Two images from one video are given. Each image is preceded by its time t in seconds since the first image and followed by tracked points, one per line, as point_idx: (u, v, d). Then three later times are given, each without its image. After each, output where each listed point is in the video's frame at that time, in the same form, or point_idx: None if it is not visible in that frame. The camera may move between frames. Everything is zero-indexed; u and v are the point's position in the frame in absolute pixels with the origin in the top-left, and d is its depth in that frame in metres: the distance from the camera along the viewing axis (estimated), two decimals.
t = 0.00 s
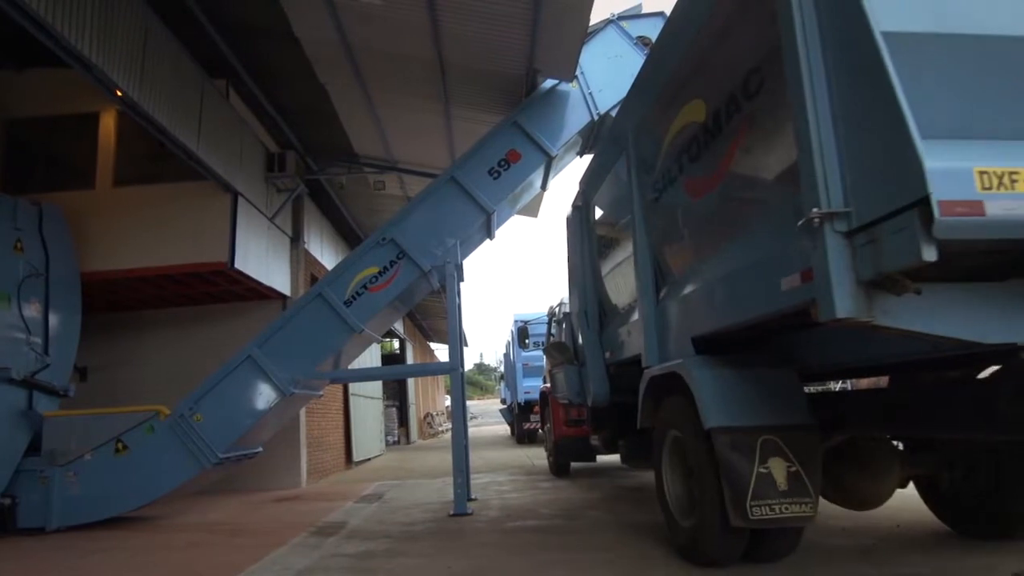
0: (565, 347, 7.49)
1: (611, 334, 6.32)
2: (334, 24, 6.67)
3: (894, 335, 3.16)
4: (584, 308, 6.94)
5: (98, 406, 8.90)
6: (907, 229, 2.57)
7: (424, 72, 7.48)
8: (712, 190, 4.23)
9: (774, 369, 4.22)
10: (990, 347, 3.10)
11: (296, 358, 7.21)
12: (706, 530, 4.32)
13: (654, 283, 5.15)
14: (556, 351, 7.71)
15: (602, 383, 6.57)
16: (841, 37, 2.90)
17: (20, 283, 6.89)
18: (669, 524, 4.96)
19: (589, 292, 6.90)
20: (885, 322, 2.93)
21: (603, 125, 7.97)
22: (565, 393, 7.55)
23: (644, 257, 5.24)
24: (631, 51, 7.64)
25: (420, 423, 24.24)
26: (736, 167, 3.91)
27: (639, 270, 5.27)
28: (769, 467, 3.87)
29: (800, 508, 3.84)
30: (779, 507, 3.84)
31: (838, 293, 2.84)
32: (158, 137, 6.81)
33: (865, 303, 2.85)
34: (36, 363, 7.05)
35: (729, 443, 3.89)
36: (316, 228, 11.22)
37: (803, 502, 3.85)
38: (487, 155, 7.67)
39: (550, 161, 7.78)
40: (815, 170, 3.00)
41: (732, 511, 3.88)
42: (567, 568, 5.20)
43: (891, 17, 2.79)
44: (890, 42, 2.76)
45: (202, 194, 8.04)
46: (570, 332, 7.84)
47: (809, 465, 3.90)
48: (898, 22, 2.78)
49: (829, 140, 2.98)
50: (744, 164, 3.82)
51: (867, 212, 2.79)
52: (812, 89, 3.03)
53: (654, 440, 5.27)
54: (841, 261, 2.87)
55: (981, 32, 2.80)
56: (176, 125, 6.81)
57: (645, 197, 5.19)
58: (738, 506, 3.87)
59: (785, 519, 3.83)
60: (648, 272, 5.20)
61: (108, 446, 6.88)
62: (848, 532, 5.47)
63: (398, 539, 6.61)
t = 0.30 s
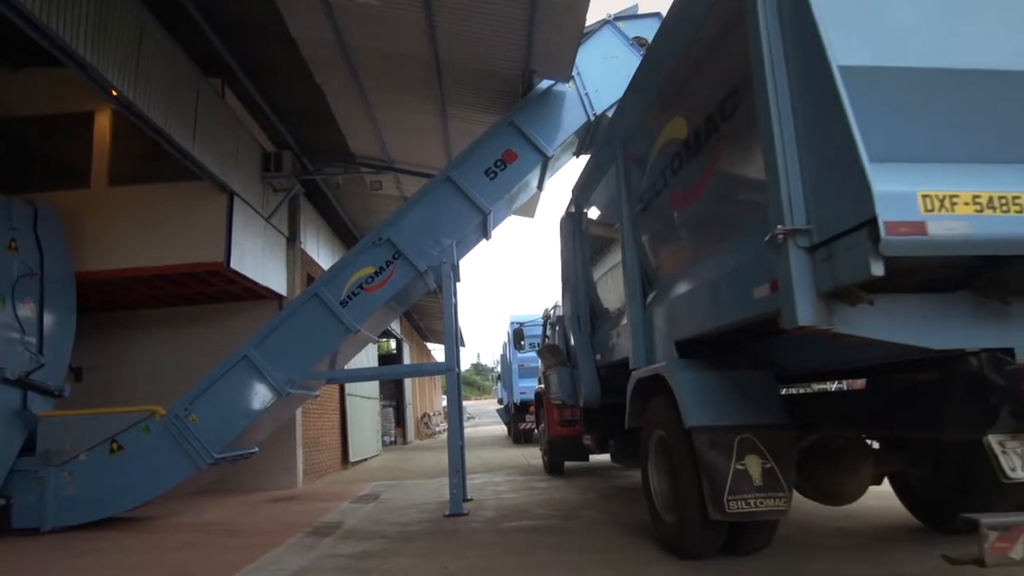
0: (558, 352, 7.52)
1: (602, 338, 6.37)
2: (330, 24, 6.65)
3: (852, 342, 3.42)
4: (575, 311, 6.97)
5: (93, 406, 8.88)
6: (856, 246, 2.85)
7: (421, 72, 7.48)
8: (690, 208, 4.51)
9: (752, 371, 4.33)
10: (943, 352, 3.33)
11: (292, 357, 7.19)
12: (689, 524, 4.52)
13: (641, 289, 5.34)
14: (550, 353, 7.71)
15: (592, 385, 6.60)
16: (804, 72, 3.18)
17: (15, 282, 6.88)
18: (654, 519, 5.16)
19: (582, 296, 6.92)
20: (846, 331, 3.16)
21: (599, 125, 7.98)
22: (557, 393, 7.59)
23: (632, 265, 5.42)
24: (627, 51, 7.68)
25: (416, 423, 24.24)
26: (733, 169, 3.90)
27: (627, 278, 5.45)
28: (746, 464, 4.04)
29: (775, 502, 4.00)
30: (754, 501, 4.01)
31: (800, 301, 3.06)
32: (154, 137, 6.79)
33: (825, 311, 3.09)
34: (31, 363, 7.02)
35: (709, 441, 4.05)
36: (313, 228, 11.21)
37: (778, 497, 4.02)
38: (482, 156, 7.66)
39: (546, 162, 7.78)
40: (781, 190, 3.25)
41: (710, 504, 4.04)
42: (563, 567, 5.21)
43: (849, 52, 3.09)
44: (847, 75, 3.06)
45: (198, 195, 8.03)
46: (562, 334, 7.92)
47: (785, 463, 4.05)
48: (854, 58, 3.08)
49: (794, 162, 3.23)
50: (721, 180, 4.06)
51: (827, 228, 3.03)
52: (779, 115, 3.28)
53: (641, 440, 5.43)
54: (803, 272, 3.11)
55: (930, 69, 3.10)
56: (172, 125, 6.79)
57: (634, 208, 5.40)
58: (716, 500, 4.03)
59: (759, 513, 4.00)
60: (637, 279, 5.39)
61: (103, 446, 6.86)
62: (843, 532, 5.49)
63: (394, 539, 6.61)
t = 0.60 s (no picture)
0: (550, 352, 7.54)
1: (594, 340, 6.41)
2: (327, 24, 6.65)
3: (816, 348, 3.64)
4: (569, 313, 6.97)
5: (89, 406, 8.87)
6: (816, 260, 3.09)
7: (419, 71, 7.47)
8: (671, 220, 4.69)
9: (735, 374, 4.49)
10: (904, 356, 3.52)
11: (289, 357, 7.18)
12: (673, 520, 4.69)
13: (630, 294, 5.48)
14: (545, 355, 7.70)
15: (584, 384, 6.66)
16: (772, 102, 3.44)
17: (12, 282, 6.87)
18: (640, 513, 5.32)
19: (576, 298, 6.93)
20: (812, 338, 3.39)
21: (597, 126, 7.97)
22: (552, 394, 7.59)
23: (621, 271, 5.57)
24: (625, 52, 7.69)
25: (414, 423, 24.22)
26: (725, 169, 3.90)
27: (617, 285, 5.61)
28: (725, 461, 4.24)
29: (752, 498, 4.21)
30: (733, 496, 4.22)
31: (767, 312, 3.31)
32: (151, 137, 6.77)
33: (791, 319, 3.33)
34: (27, 363, 7.01)
35: (691, 440, 4.25)
36: (310, 228, 11.20)
37: (756, 493, 4.22)
38: (478, 156, 7.66)
39: (543, 162, 7.78)
40: (752, 208, 3.49)
41: (692, 500, 4.23)
42: (561, 567, 5.21)
43: (811, 80, 3.32)
44: (811, 103, 3.29)
45: (196, 195, 8.01)
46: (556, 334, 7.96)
47: (761, 460, 4.27)
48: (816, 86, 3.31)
49: (764, 179, 3.47)
50: (705, 190, 4.17)
51: (793, 242, 3.27)
52: (750, 136, 3.51)
53: (630, 439, 5.54)
54: (772, 285, 3.35)
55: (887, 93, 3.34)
56: (169, 125, 6.78)
57: (623, 215, 5.52)
58: (698, 496, 4.21)
59: (738, 508, 4.20)
60: (626, 284, 5.55)
61: (99, 447, 6.85)
62: (839, 532, 5.51)
63: (390, 539, 6.61)
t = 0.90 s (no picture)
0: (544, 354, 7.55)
1: (588, 342, 6.44)
2: (325, 24, 6.64)
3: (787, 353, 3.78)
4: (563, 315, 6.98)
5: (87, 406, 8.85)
6: (787, 273, 3.26)
7: (417, 71, 7.47)
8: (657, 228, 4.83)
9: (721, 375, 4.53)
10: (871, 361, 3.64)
11: (288, 357, 7.17)
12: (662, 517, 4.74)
13: (621, 299, 5.58)
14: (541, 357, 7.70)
15: (578, 384, 6.70)
16: (748, 123, 3.60)
17: (9, 281, 6.86)
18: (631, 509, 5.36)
19: (570, 299, 6.94)
20: (784, 344, 3.52)
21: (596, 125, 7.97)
22: (548, 394, 7.61)
23: (612, 277, 5.66)
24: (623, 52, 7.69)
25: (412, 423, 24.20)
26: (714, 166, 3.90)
27: (608, 292, 5.70)
28: (709, 459, 4.29)
29: (734, 494, 4.26)
30: (716, 492, 4.27)
31: (743, 317, 3.48)
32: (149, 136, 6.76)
33: (764, 326, 3.48)
34: (25, 362, 7.00)
35: (676, 440, 4.31)
36: (309, 228, 11.19)
37: (738, 490, 4.27)
38: (475, 157, 7.66)
39: (541, 161, 7.78)
40: (728, 221, 3.65)
41: (677, 496, 4.28)
42: (560, 566, 5.21)
43: (783, 104, 3.50)
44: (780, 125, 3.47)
45: (193, 195, 8.00)
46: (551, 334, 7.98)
47: (743, 458, 4.32)
48: (785, 109, 3.49)
49: (739, 197, 3.64)
50: (692, 200, 4.27)
51: (765, 256, 3.45)
52: (726, 154, 3.70)
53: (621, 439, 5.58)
54: (746, 294, 3.53)
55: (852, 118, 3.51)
56: (167, 124, 6.77)
57: (613, 220, 5.61)
58: (683, 493, 4.27)
59: (720, 504, 4.25)
60: (617, 289, 5.64)
61: (97, 447, 6.84)
62: (837, 532, 5.51)
63: (388, 539, 6.61)
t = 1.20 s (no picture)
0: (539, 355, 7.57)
1: (585, 344, 6.44)
2: (325, 24, 6.64)
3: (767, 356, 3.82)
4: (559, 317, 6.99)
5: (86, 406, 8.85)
6: (762, 281, 3.34)
7: (417, 71, 7.47)
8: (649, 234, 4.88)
9: (713, 377, 4.54)
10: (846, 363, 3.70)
11: (287, 357, 7.17)
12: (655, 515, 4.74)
13: (614, 301, 5.63)
14: (537, 358, 7.72)
15: (573, 385, 6.72)
16: (727, 140, 3.66)
17: (8, 281, 6.86)
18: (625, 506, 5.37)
19: (567, 300, 6.95)
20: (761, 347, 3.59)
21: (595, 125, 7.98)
22: (545, 395, 7.62)
23: (606, 279, 5.70)
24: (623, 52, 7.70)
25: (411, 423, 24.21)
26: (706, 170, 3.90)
27: (602, 295, 5.74)
28: (696, 457, 4.30)
29: (720, 489, 4.28)
30: (703, 488, 4.28)
31: (721, 322, 3.55)
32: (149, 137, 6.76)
33: (741, 331, 3.56)
34: (24, 362, 6.99)
35: (665, 438, 4.32)
36: (308, 228, 11.19)
37: (723, 486, 4.29)
38: (474, 157, 7.65)
39: (541, 161, 7.78)
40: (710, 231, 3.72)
41: (665, 491, 4.29)
42: (560, 566, 5.21)
43: (760, 123, 3.55)
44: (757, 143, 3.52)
45: (192, 195, 8.00)
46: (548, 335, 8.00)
47: (731, 455, 4.33)
48: (764, 126, 3.55)
49: (719, 210, 3.72)
50: (682, 206, 4.31)
51: (745, 263, 3.51)
52: (706, 162, 3.77)
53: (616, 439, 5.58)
54: (727, 302, 3.58)
55: (831, 138, 3.55)
56: (167, 125, 6.77)
57: (608, 222, 5.65)
58: (671, 489, 4.28)
59: (706, 499, 4.26)
60: (610, 291, 5.69)
61: (96, 446, 6.84)
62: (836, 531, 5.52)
63: (388, 539, 6.61)
